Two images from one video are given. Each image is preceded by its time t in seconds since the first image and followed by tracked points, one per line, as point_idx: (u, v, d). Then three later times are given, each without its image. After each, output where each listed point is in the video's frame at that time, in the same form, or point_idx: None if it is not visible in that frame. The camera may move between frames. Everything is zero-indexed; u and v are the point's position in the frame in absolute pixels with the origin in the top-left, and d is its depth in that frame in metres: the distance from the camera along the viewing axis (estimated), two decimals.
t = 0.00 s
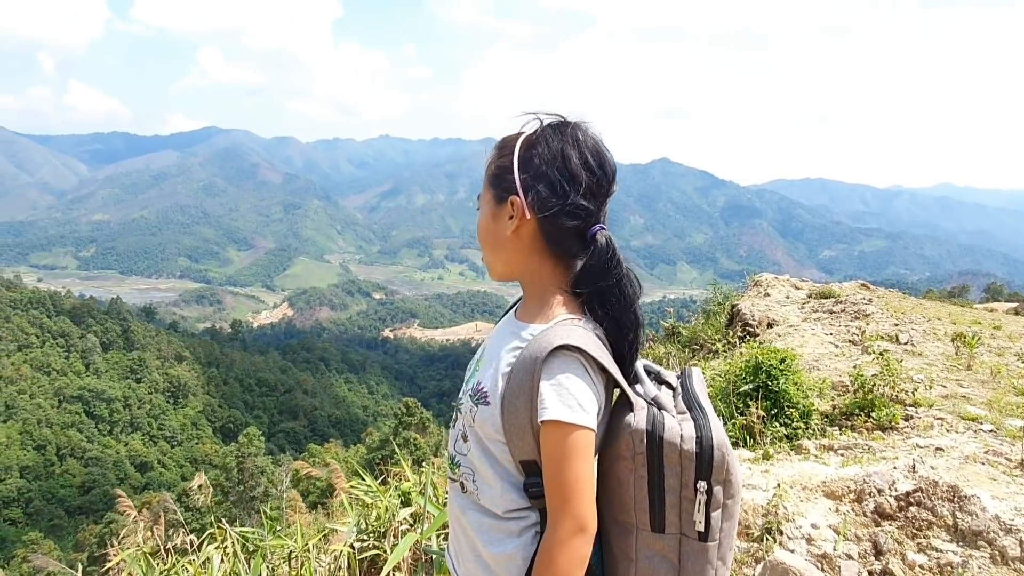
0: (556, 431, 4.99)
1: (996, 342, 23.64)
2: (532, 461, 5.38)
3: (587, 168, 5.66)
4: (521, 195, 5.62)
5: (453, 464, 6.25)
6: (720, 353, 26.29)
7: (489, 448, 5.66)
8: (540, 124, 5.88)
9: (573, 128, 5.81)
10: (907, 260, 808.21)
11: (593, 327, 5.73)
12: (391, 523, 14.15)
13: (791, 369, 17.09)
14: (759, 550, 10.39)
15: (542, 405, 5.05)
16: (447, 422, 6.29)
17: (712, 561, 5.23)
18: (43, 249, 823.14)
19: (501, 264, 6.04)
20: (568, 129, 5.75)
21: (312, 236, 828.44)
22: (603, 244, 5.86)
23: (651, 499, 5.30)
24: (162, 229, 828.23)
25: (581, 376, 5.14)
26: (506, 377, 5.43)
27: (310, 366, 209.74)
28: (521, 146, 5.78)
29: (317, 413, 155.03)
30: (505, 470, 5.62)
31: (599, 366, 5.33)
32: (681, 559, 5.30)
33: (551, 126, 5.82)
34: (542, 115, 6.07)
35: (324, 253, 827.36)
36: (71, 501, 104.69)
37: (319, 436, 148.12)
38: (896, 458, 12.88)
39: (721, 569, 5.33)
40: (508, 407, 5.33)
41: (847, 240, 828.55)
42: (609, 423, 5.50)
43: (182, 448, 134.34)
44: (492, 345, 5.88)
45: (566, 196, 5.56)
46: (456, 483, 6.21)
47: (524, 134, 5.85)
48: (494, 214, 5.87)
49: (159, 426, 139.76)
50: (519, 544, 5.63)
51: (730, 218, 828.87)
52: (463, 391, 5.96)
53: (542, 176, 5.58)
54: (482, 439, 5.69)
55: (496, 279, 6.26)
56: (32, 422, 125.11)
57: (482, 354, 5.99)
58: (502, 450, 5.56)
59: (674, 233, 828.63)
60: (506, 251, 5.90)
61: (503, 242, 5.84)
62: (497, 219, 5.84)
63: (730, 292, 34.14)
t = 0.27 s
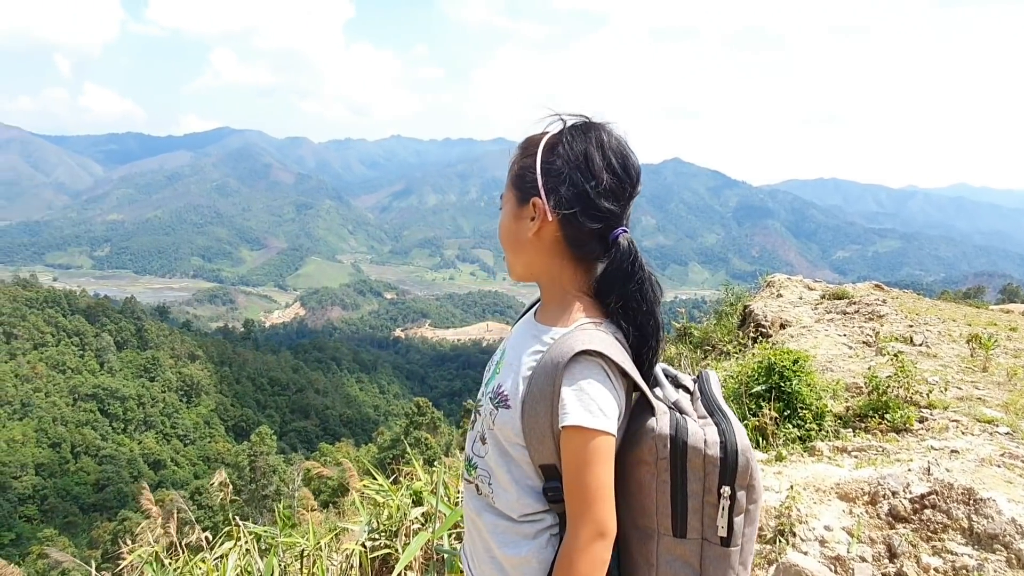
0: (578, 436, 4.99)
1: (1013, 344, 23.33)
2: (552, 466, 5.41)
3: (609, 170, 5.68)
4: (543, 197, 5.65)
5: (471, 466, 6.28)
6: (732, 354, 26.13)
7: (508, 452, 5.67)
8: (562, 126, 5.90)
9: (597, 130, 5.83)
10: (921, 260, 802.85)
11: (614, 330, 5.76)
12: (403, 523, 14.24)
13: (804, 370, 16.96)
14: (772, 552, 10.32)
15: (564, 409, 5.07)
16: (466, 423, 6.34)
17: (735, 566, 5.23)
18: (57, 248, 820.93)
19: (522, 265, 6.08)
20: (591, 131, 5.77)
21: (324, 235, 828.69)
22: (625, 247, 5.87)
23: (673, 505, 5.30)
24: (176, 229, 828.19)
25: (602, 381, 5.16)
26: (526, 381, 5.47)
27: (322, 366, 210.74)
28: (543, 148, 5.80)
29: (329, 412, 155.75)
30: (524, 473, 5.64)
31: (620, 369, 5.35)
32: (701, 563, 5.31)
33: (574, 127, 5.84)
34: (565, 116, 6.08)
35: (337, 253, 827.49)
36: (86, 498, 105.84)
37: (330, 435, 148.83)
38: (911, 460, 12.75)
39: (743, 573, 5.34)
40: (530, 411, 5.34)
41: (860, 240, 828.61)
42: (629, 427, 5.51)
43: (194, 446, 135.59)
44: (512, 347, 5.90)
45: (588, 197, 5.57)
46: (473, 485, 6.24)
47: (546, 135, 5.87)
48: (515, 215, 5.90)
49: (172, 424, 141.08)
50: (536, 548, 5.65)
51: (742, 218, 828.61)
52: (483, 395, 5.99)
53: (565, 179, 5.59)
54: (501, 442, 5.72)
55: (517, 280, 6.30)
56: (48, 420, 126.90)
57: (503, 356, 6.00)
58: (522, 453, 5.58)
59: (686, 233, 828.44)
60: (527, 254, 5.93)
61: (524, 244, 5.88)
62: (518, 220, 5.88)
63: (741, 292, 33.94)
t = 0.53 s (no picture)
0: (585, 434, 5.01)
1: None
2: (560, 463, 5.43)
3: (621, 171, 5.69)
4: (554, 197, 5.68)
5: (482, 463, 6.30)
6: (741, 356, 26.00)
7: (517, 450, 5.69)
8: (576, 126, 5.92)
9: (609, 132, 5.85)
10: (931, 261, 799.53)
11: (625, 331, 5.77)
12: (410, 523, 14.29)
13: (813, 371, 16.87)
14: (779, 553, 10.31)
15: (571, 408, 5.09)
16: (477, 420, 6.36)
17: (742, 570, 5.24)
18: (67, 248, 821.99)
19: (534, 265, 6.12)
20: (604, 132, 5.78)
21: (332, 236, 828.46)
22: (638, 245, 5.85)
23: (682, 506, 5.29)
24: (185, 229, 828.13)
25: (611, 380, 5.17)
26: (535, 378, 5.49)
27: (330, 366, 211.53)
28: (557, 147, 5.84)
29: (336, 412, 156.15)
30: (532, 471, 5.66)
31: (629, 370, 5.37)
32: (709, 567, 5.29)
33: (588, 128, 5.86)
34: (581, 117, 6.11)
35: (345, 253, 828.23)
36: (94, 497, 106.66)
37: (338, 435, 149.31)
38: (920, 463, 12.67)
39: None
40: (539, 409, 5.37)
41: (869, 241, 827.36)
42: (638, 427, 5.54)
43: (203, 446, 136.64)
44: (524, 345, 5.92)
45: (599, 199, 5.59)
46: (482, 482, 6.27)
47: (560, 136, 5.91)
48: (528, 215, 5.96)
49: (180, 423, 142.18)
50: (541, 547, 5.68)
51: (751, 219, 828.89)
52: (494, 392, 6.02)
53: (577, 178, 5.62)
54: (509, 439, 5.73)
55: (531, 278, 6.33)
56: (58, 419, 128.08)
57: (516, 354, 6.02)
58: (531, 452, 5.60)
59: (694, 234, 828.91)
60: (539, 254, 5.97)
61: (537, 244, 5.91)
62: (531, 220, 5.94)
63: (750, 293, 33.79)
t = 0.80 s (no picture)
0: (593, 432, 5.03)
1: None
2: (571, 462, 5.45)
3: (632, 171, 5.70)
4: (566, 197, 5.72)
5: (493, 461, 6.35)
6: (751, 357, 25.89)
7: (529, 448, 5.71)
8: (589, 128, 5.96)
9: (620, 133, 5.88)
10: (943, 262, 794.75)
11: (637, 331, 5.78)
12: (420, 523, 14.36)
13: (824, 373, 16.78)
14: (790, 556, 10.25)
15: (581, 404, 5.10)
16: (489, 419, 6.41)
17: (753, 571, 5.21)
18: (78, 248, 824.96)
19: (547, 264, 6.18)
20: (614, 134, 5.83)
21: (341, 236, 828.71)
22: (650, 245, 5.84)
23: (693, 506, 5.29)
24: (195, 229, 828.69)
25: (621, 379, 5.19)
26: (547, 376, 5.50)
27: (339, 366, 212.52)
28: (568, 150, 5.89)
29: (345, 412, 156.67)
30: (543, 468, 5.68)
31: (640, 368, 5.38)
32: (720, 568, 5.28)
33: (598, 131, 5.89)
34: (593, 119, 6.13)
35: (354, 254, 828.50)
36: (105, 496, 107.55)
37: (346, 435, 149.87)
38: (932, 465, 12.58)
39: None
40: (550, 407, 5.39)
41: (881, 242, 828.50)
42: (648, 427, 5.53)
43: (212, 445, 137.72)
44: (538, 343, 5.95)
45: (611, 199, 5.61)
46: (495, 479, 6.31)
47: (572, 137, 5.96)
48: (541, 216, 6.01)
49: (191, 422, 143.32)
50: (551, 545, 5.70)
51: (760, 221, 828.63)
52: (506, 390, 6.06)
53: (587, 179, 5.67)
54: (520, 437, 5.76)
55: (545, 278, 6.37)
56: (69, 418, 129.51)
57: (529, 353, 6.06)
58: (542, 448, 5.63)
59: (703, 235, 828.72)
60: (553, 255, 6.02)
61: (552, 245, 5.96)
62: (545, 221, 5.97)
63: (760, 295, 33.63)
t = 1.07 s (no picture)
0: (608, 430, 5.02)
1: None
2: (586, 461, 5.45)
3: (645, 170, 5.71)
4: (580, 198, 5.75)
5: (509, 461, 6.37)
6: (760, 358, 25.77)
7: (544, 447, 5.73)
8: (602, 129, 5.98)
9: (633, 134, 5.90)
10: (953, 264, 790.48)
11: (653, 330, 5.76)
12: (428, 523, 14.39)
13: (834, 375, 16.70)
14: (800, 559, 10.19)
15: (595, 403, 5.10)
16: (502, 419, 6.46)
17: (769, 571, 5.20)
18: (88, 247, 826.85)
19: (563, 264, 6.18)
20: (626, 135, 5.84)
21: (349, 236, 828.55)
22: (662, 244, 5.82)
23: (707, 505, 5.29)
24: (205, 229, 828.32)
25: (635, 378, 5.18)
26: (560, 376, 5.54)
27: (347, 366, 213.28)
28: (582, 150, 5.91)
29: (353, 412, 156.95)
30: (558, 467, 5.69)
31: (655, 368, 5.38)
32: (734, 568, 5.29)
33: (611, 131, 5.91)
34: (606, 120, 6.16)
35: (363, 253, 828.31)
36: (115, 494, 108.25)
37: (354, 435, 149.78)
38: (943, 468, 12.49)
39: None
40: (564, 407, 5.41)
41: (892, 244, 828.81)
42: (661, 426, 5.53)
43: (221, 444, 138.60)
44: (552, 341, 5.98)
45: (622, 202, 5.62)
46: (509, 479, 6.33)
47: (585, 140, 5.97)
48: (555, 218, 6.05)
49: (200, 422, 144.22)
50: (566, 544, 5.72)
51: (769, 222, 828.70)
52: (520, 390, 6.07)
53: (599, 180, 5.69)
54: (535, 436, 5.78)
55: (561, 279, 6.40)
56: (80, 417, 130.67)
57: (543, 353, 6.07)
58: (558, 448, 5.64)
59: (712, 236, 828.50)
60: (569, 253, 6.02)
61: (565, 245, 5.99)
62: (558, 223, 6.01)
63: (769, 296, 33.45)
